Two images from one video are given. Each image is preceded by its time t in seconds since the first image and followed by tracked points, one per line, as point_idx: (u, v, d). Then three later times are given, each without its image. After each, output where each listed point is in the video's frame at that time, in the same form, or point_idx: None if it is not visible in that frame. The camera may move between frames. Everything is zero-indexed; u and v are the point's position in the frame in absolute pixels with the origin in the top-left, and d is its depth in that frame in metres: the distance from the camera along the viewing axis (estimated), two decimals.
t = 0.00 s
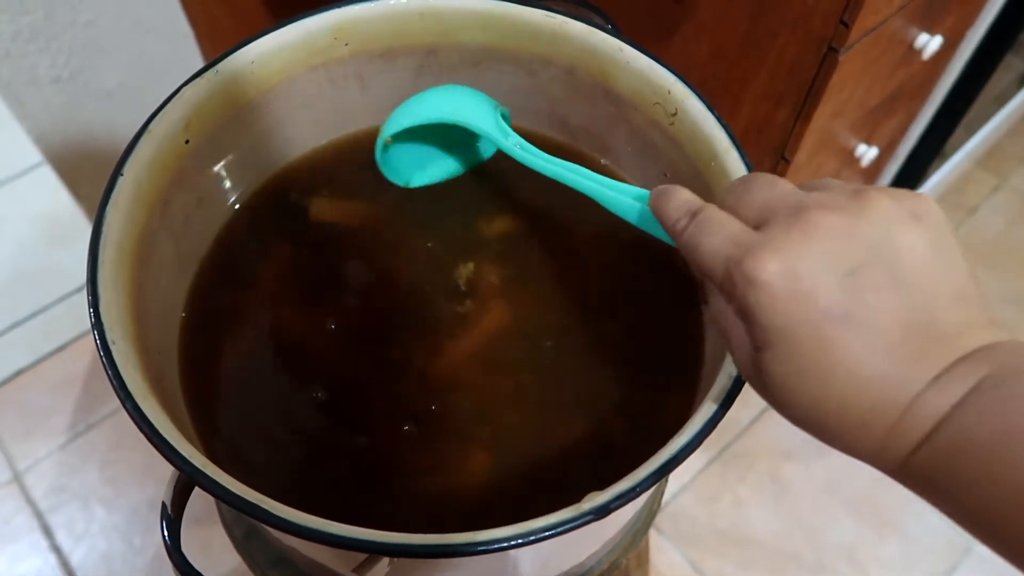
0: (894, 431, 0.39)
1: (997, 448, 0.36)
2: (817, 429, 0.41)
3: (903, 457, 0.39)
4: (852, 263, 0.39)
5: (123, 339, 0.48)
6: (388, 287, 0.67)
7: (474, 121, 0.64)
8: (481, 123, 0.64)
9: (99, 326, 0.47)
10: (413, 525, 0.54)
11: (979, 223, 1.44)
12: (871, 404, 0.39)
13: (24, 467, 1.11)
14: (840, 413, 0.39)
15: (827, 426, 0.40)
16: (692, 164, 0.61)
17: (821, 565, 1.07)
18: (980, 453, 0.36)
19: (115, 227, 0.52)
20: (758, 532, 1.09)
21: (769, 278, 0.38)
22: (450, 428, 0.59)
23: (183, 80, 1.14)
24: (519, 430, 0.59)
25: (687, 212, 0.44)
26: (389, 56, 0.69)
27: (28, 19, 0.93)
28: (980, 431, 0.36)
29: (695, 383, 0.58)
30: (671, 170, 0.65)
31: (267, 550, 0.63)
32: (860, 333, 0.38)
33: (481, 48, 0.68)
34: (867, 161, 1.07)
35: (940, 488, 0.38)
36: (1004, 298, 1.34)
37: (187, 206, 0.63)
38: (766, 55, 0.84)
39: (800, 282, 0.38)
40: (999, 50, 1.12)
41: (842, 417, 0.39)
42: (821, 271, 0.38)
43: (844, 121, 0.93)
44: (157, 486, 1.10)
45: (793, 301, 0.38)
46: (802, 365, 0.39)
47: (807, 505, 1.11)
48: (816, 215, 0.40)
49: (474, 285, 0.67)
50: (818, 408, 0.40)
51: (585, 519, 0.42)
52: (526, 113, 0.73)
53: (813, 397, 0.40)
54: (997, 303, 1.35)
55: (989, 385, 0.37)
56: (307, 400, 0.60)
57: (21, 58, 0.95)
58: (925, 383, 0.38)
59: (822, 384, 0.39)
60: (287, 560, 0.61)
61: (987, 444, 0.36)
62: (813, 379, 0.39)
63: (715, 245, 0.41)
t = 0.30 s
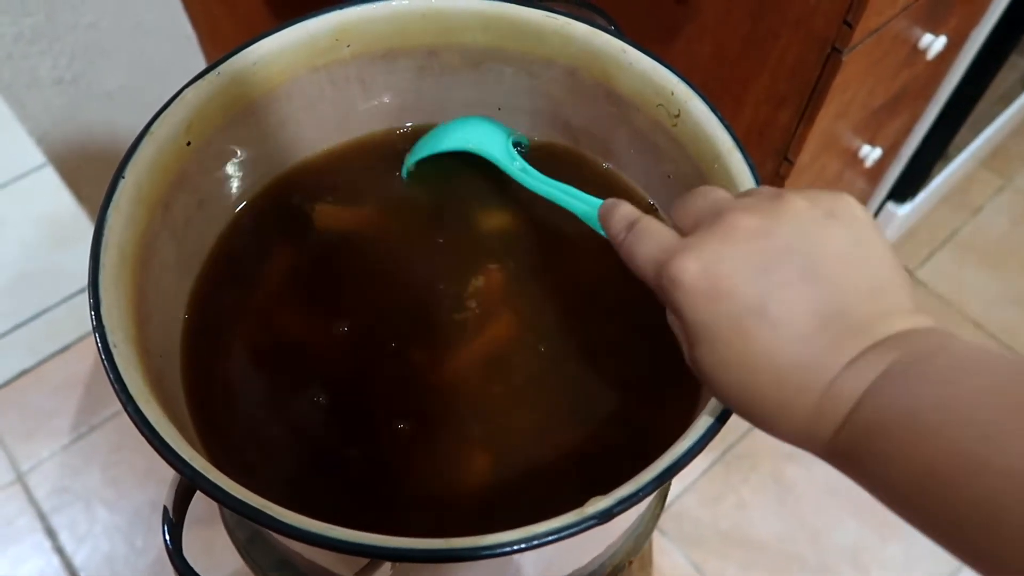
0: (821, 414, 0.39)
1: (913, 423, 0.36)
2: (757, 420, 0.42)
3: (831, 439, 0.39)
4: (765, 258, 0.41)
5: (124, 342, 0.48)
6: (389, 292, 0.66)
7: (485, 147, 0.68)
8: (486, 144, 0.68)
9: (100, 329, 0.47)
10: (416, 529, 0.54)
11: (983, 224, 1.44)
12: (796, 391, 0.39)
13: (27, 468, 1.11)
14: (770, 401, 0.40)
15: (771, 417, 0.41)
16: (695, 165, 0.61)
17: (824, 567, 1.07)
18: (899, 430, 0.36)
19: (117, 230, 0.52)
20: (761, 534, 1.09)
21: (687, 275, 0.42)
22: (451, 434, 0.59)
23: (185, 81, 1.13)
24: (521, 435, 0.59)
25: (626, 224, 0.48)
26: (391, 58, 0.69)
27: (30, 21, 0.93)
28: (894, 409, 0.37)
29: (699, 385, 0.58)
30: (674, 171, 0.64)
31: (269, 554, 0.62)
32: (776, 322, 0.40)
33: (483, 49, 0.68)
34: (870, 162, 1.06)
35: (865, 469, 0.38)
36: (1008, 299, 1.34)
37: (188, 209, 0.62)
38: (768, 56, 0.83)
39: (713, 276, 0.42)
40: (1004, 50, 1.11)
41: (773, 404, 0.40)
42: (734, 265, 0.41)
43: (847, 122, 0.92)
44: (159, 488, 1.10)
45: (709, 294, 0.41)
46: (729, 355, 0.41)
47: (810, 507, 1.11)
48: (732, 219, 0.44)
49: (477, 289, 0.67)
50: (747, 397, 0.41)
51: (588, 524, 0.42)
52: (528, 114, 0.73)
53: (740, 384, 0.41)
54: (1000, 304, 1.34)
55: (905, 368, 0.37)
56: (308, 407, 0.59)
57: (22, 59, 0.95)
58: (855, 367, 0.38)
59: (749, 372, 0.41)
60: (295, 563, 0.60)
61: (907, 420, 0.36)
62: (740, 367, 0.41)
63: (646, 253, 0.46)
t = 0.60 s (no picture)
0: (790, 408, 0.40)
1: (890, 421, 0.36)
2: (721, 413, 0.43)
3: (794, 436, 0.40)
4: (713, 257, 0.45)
5: (128, 347, 0.48)
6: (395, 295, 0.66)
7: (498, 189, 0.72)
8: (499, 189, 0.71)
9: (104, 333, 0.47)
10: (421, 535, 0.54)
11: (988, 225, 1.43)
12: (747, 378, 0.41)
13: (30, 468, 1.11)
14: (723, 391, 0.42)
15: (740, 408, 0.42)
16: (700, 168, 0.61)
17: (828, 569, 1.07)
18: (854, 422, 0.37)
19: (121, 234, 0.52)
20: (765, 536, 1.09)
21: (641, 274, 0.46)
22: (455, 439, 0.59)
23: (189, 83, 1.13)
24: (528, 439, 0.58)
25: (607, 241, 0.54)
26: (394, 60, 0.69)
27: (34, 23, 0.93)
28: (845, 399, 0.37)
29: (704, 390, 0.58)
30: (679, 175, 0.64)
31: (274, 558, 0.62)
32: (724, 313, 0.42)
33: (487, 52, 0.68)
34: (875, 163, 1.06)
35: (825, 467, 0.38)
36: (1013, 301, 1.34)
37: (192, 211, 0.62)
38: (773, 58, 0.83)
39: (665, 274, 0.45)
40: (1010, 51, 1.11)
41: (730, 398, 0.42)
42: (683, 264, 0.45)
43: (852, 124, 0.92)
44: (163, 489, 1.10)
45: (663, 288, 0.45)
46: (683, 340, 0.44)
47: (814, 509, 1.11)
48: (688, 222, 0.47)
49: (483, 291, 0.66)
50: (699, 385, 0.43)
51: (592, 530, 0.42)
52: (532, 117, 0.73)
53: (695, 371, 0.43)
54: (1005, 305, 1.34)
55: (851, 357, 0.39)
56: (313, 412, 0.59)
57: (26, 61, 0.95)
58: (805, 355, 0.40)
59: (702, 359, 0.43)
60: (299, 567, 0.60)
61: (849, 408, 0.37)
62: (693, 353, 0.43)
63: (613, 263, 0.51)
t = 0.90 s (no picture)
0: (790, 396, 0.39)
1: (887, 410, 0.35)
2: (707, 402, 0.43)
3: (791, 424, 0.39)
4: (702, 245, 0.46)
5: (137, 346, 0.48)
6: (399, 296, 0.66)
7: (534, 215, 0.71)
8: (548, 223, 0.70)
9: (113, 333, 0.47)
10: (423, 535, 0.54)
11: (995, 226, 1.43)
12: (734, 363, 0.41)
13: (37, 467, 1.11)
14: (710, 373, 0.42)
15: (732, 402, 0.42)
16: (706, 169, 0.61)
17: (833, 570, 1.07)
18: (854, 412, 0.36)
19: (129, 234, 0.53)
20: (770, 537, 1.09)
21: (634, 260, 0.48)
22: (459, 439, 0.59)
23: (196, 84, 1.14)
24: (531, 439, 0.58)
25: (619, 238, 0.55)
26: (400, 61, 0.69)
27: (42, 24, 0.93)
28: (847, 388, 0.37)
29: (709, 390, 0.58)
30: (685, 175, 0.64)
31: (281, 556, 0.62)
32: (714, 297, 0.43)
33: (493, 53, 0.68)
34: (881, 163, 1.06)
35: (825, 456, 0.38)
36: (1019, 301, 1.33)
37: (199, 212, 0.63)
38: (779, 59, 0.83)
39: (659, 261, 0.47)
40: (1016, 52, 1.11)
41: (728, 389, 0.41)
42: (678, 252, 0.47)
43: (857, 125, 0.92)
44: (169, 488, 1.11)
45: (655, 274, 0.46)
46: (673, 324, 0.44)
47: (819, 509, 1.11)
48: (682, 212, 0.49)
49: (486, 294, 0.67)
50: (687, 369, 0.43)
51: (599, 529, 0.42)
52: (537, 118, 0.73)
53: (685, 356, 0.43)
54: (1010, 305, 1.34)
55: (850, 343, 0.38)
56: (316, 412, 0.59)
57: (34, 62, 0.95)
58: (800, 344, 0.40)
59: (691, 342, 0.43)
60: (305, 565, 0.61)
61: (844, 392, 0.37)
62: (681, 336, 0.43)
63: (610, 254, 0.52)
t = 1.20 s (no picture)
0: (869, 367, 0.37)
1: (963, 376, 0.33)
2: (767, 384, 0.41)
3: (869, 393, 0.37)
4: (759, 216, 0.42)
5: (144, 340, 0.49)
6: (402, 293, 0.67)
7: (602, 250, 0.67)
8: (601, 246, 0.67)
9: (121, 327, 0.47)
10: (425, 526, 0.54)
11: (997, 224, 1.43)
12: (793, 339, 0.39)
13: (42, 467, 1.12)
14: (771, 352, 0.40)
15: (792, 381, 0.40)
16: (710, 164, 0.61)
17: (836, 568, 1.07)
18: (933, 378, 0.34)
19: (136, 229, 0.53)
20: (774, 535, 1.09)
21: (691, 237, 0.44)
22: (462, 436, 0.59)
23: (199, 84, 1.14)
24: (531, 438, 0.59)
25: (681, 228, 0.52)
26: (405, 58, 0.69)
27: (47, 24, 0.94)
28: (927, 354, 0.34)
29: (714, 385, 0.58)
30: (688, 171, 0.65)
31: (286, 551, 0.63)
32: (781, 267, 0.40)
33: (498, 50, 0.68)
34: (883, 161, 1.06)
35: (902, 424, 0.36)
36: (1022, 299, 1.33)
37: (206, 209, 0.63)
38: (781, 57, 0.84)
39: (716, 234, 0.43)
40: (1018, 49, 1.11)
41: (799, 365, 0.39)
42: (735, 224, 0.42)
43: (860, 123, 0.92)
44: (174, 487, 1.11)
45: (713, 252, 0.42)
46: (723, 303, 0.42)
47: (822, 508, 1.11)
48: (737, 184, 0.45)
49: (489, 290, 0.67)
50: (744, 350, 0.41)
51: (605, 520, 0.42)
52: (541, 115, 0.73)
53: (739, 335, 0.41)
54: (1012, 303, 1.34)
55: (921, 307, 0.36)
56: (314, 411, 0.59)
57: (38, 62, 0.96)
58: (866, 311, 0.37)
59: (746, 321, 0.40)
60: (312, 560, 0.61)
61: (927, 359, 0.34)
62: (743, 316, 0.40)
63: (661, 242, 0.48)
